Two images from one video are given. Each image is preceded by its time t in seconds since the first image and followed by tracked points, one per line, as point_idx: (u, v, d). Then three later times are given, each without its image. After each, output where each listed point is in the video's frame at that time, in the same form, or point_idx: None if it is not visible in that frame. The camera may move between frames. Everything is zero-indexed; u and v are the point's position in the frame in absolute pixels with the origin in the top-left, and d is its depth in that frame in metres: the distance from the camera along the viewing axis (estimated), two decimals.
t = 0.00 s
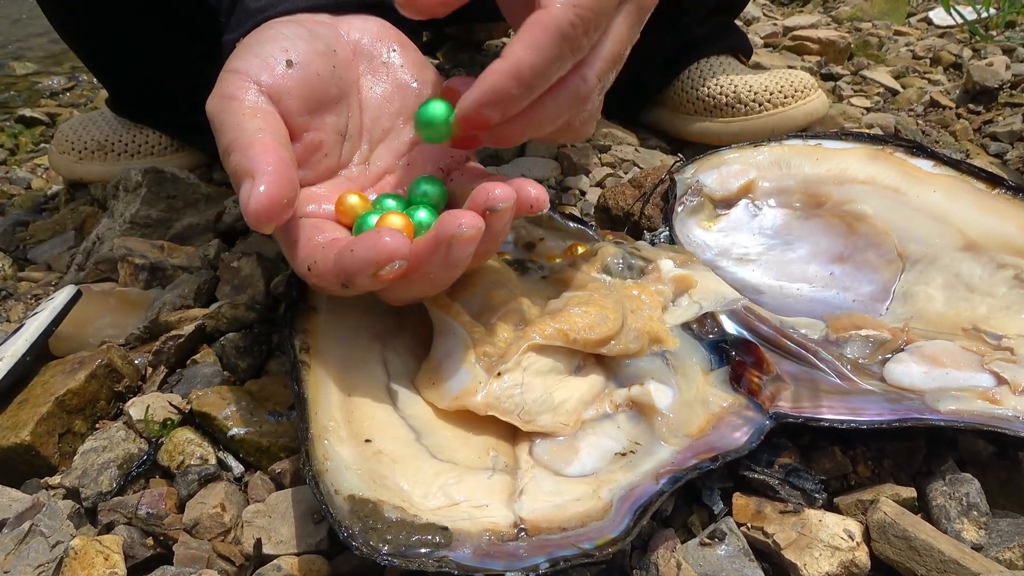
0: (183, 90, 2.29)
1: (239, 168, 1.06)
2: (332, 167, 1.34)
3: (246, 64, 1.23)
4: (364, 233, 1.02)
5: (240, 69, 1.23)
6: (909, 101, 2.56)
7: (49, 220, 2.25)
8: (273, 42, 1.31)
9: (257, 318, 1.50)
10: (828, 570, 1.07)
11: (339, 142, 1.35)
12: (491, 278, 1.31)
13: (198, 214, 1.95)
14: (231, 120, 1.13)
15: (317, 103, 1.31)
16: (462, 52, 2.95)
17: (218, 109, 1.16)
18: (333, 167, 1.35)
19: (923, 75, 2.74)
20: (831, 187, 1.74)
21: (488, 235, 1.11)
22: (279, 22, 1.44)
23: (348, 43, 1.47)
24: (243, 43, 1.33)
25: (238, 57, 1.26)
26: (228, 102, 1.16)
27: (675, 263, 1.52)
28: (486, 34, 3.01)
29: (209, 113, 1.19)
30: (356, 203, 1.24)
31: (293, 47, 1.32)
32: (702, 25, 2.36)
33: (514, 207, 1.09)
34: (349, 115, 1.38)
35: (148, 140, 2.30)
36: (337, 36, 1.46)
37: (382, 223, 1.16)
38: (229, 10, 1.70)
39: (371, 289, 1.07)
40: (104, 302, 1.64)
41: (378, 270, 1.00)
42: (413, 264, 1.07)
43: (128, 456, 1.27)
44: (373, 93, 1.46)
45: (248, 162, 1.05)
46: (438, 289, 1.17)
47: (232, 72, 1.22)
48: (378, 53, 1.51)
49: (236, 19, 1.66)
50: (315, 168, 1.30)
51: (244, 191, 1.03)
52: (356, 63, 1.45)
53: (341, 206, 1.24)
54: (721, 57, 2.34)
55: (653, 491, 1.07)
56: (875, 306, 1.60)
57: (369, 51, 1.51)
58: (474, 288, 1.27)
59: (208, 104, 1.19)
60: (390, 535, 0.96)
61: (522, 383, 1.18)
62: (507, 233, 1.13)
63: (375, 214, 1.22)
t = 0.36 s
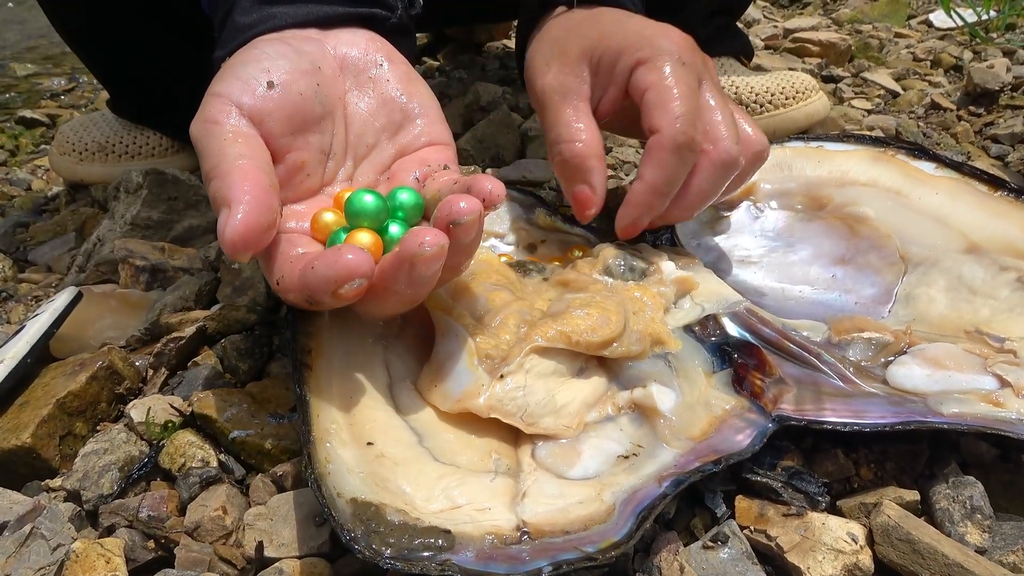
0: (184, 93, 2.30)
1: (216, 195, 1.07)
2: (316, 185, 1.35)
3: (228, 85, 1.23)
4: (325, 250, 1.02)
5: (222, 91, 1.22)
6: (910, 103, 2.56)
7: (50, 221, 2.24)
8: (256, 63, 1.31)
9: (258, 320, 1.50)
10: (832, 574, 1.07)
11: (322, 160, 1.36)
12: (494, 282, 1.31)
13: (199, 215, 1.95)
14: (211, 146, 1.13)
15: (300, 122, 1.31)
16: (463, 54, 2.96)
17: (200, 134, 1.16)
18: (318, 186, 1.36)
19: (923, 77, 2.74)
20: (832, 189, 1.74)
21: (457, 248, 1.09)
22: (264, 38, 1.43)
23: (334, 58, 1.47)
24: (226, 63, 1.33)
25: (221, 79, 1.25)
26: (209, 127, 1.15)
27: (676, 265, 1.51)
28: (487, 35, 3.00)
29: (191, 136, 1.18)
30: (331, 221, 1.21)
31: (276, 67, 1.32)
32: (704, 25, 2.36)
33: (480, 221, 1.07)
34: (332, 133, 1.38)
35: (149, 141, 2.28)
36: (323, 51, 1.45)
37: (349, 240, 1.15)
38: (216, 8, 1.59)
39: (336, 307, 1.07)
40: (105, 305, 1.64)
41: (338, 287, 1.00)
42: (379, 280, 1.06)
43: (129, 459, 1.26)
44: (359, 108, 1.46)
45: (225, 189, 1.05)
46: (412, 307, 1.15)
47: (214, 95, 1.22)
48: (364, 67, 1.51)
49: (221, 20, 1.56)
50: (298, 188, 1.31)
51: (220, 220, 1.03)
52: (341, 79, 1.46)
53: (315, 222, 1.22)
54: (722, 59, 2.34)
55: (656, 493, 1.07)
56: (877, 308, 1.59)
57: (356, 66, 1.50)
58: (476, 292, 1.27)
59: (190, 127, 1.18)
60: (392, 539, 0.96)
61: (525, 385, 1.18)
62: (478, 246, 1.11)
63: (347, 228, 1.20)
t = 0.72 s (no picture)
0: (184, 91, 2.30)
1: (214, 197, 1.07)
2: (313, 188, 1.35)
3: (227, 88, 1.23)
4: (325, 256, 1.02)
5: (221, 93, 1.22)
6: (909, 103, 2.57)
7: (49, 223, 2.25)
8: (255, 65, 1.31)
9: (256, 321, 1.51)
10: (827, 573, 1.08)
11: (321, 163, 1.36)
12: (489, 282, 1.31)
13: (198, 217, 1.95)
14: (210, 148, 1.13)
15: (299, 125, 1.31)
16: (462, 55, 2.96)
17: (198, 135, 1.16)
18: (315, 189, 1.36)
19: (921, 78, 2.74)
20: (829, 187, 1.75)
21: (455, 251, 1.10)
22: (262, 40, 1.43)
23: (332, 61, 1.48)
24: (225, 66, 1.33)
25: (220, 81, 1.25)
26: (207, 128, 1.15)
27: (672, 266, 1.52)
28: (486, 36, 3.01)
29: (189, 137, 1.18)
30: (330, 225, 1.21)
31: (275, 70, 1.32)
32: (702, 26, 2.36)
33: (477, 224, 1.07)
34: (331, 137, 1.39)
35: (148, 142, 2.29)
36: (322, 54, 1.46)
37: (348, 244, 1.15)
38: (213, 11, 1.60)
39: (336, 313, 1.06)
40: (104, 306, 1.64)
41: (337, 293, 1.00)
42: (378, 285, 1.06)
43: (126, 459, 1.27)
44: (358, 112, 1.47)
45: (223, 191, 1.06)
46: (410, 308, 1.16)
47: (213, 97, 1.22)
48: (363, 71, 1.52)
49: (220, 21, 1.57)
50: (295, 192, 1.31)
51: (219, 221, 1.03)
52: (340, 82, 1.46)
53: (312, 226, 1.22)
54: (719, 60, 2.34)
55: (650, 490, 1.08)
56: (874, 306, 1.59)
57: (354, 69, 1.51)
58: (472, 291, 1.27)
59: (189, 129, 1.18)
60: (387, 533, 0.96)
61: (517, 385, 1.18)
62: (476, 248, 1.12)
63: (345, 233, 1.21)
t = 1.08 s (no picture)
0: (184, 92, 2.30)
1: (200, 201, 1.07)
2: (302, 192, 1.36)
3: (216, 91, 1.24)
4: (311, 262, 1.03)
5: (209, 97, 1.23)
6: (907, 104, 2.57)
7: (49, 225, 2.25)
8: (245, 69, 1.31)
9: (254, 323, 1.51)
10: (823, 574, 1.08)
11: (309, 167, 1.37)
12: (486, 285, 1.32)
13: (197, 219, 1.96)
14: (197, 151, 1.14)
15: (287, 129, 1.32)
16: (461, 57, 2.97)
17: (186, 139, 1.17)
18: (304, 192, 1.37)
19: (919, 80, 2.75)
20: (826, 189, 1.75)
21: (441, 253, 1.11)
22: (253, 44, 1.44)
23: (323, 65, 1.47)
24: (215, 69, 1.33)
25: (209, 85, 1.26)
26: (195, 132, 1.16)
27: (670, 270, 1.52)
28: (485, 38, 3.02)
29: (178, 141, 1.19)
30: (316, 230, 1.21)
31: (264, 74, 1.32)
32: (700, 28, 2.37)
33: (463, 228, 1.09)
34: (319, 141, 1.39)
35: (148, 144, 2.29)
36: (312, 58, 1.46)
37: (334, 249, 1.15)
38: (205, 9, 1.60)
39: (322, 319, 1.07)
40: (103, 308, 1.65)
41: (324, 299, 1.01)
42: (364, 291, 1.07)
43: (125, 461, 1.27)
44: (347, 116, 1.47)
45: (209, 196, 1.06)
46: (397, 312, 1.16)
47: (201, 100, 1.23)
48: (353, 75, 1.52)
49: (211, 27, 1.57)
50: (284, 195, 1.32)
51: (204, 225, 1.04)
52: (330, 86, 1.46)
53: (300, 231, 1.23)
54: (717, 62, 2.34)
55: (647, 491, 1.08)
56: (870, 309, 1.60)
57: (344, 73, 1.51)
58: (469, 294, 1.27)
59: (177, 132, 1.19)
60: (384, 534, 0.97)
61: (513, 388, 1.18)
62: (462, 250, 1.13)
63: (333, 238, 1.21)
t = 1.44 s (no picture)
0: (184, 92, 2.30)
1: (243, 201, 1.08)
2: (334, 192, 1.35)
3: (248, 95, 1.24)
4: (354, 257, 1.04)
5: (242, 101, 1.23)
6: (905, 104, 2.58)
7: (47, 226, 2.25)
8: (274, 72, 1.32)
9: (252, 323, 1.51)
10: (821, 573, 1.08)
11: (340, 167, 1.36)
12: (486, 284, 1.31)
13: (195, 220, 1.95)
14: (235, 154, 1.14)
15: (318, 130, 1.31)
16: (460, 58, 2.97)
17: (223, 143, 1.17)
18: (335, 193, 1.36)
19: (917, 79, 2.75)
20: (824, 191, 1.73)
21: (482, 256, 1.12)
22: (278, 49, 1.44)
23: (347, 67, 1.47)
24: (244, 74, 1.34)
25: (240, 89, 1.27)
26: (231, 135, 1.17)
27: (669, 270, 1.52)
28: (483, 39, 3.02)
29: (213, 145, 1.20)
30: (355, 229, 1.22)
31: (293, 76, 1.32)
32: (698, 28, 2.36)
33: (505, 228, 1.10)
34: (349, 141, 1.39)
35: (145, 146, 2.32)
36: (336, 60, 1.46)
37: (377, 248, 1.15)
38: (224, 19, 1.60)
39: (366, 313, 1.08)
40: (101, 309, 1.64)
41: (367, 293, 1.02)
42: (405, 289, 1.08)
43: (122, 461, 1.27)
44: (373, 117, 1.47)
45: (252, 196, 1.06)
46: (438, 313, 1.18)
47: (234, 104, 1.23)
48: (377, 75, 1.51)
49: (232, 33, 1.57)
50: (317, 196, 1.31)
51: (250, 226, 1.04)
52: (355, 87, 1.46)
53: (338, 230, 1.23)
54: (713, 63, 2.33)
55: (645, 493, 1.08)
56: (869, 309, 1.61)
57: (369, 73, 1.51)
58: (466, 296, 1.27)
59: (213, 137, 1.20)
60: (382, 539, 0.97)
61: (513, 388, 1.18)
62: (500, 253, 1.14)
63: (373, 237, 1.21)
